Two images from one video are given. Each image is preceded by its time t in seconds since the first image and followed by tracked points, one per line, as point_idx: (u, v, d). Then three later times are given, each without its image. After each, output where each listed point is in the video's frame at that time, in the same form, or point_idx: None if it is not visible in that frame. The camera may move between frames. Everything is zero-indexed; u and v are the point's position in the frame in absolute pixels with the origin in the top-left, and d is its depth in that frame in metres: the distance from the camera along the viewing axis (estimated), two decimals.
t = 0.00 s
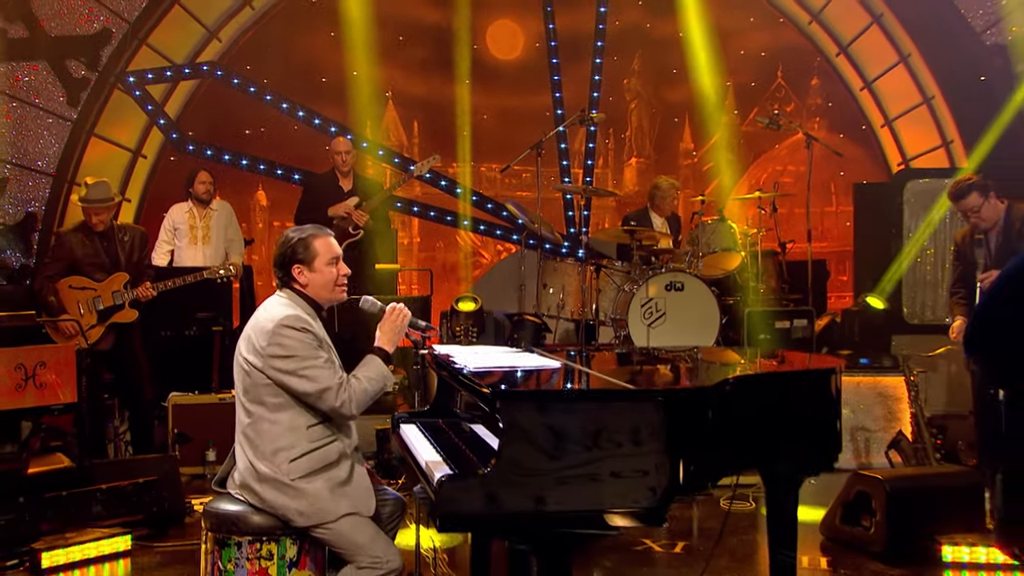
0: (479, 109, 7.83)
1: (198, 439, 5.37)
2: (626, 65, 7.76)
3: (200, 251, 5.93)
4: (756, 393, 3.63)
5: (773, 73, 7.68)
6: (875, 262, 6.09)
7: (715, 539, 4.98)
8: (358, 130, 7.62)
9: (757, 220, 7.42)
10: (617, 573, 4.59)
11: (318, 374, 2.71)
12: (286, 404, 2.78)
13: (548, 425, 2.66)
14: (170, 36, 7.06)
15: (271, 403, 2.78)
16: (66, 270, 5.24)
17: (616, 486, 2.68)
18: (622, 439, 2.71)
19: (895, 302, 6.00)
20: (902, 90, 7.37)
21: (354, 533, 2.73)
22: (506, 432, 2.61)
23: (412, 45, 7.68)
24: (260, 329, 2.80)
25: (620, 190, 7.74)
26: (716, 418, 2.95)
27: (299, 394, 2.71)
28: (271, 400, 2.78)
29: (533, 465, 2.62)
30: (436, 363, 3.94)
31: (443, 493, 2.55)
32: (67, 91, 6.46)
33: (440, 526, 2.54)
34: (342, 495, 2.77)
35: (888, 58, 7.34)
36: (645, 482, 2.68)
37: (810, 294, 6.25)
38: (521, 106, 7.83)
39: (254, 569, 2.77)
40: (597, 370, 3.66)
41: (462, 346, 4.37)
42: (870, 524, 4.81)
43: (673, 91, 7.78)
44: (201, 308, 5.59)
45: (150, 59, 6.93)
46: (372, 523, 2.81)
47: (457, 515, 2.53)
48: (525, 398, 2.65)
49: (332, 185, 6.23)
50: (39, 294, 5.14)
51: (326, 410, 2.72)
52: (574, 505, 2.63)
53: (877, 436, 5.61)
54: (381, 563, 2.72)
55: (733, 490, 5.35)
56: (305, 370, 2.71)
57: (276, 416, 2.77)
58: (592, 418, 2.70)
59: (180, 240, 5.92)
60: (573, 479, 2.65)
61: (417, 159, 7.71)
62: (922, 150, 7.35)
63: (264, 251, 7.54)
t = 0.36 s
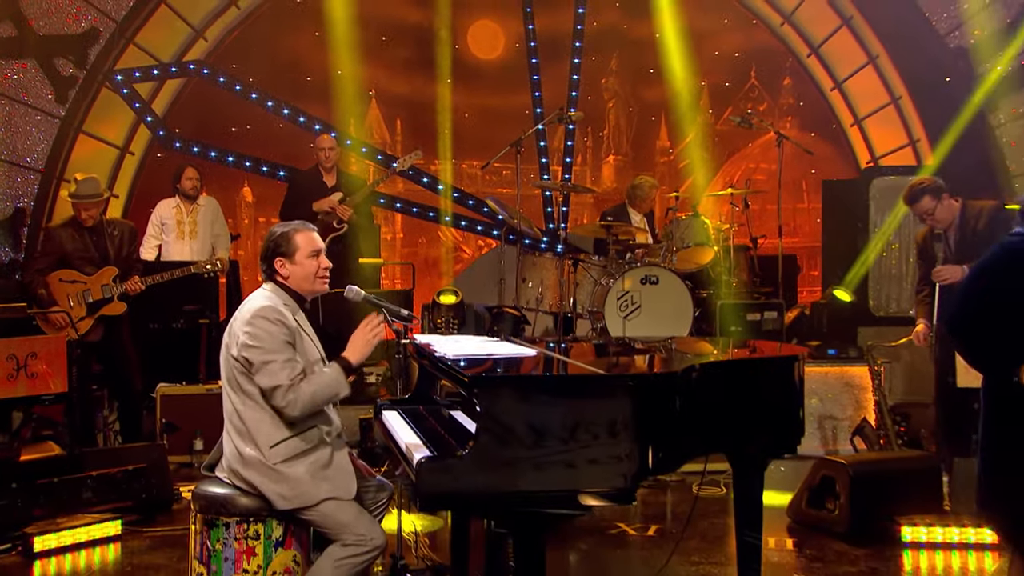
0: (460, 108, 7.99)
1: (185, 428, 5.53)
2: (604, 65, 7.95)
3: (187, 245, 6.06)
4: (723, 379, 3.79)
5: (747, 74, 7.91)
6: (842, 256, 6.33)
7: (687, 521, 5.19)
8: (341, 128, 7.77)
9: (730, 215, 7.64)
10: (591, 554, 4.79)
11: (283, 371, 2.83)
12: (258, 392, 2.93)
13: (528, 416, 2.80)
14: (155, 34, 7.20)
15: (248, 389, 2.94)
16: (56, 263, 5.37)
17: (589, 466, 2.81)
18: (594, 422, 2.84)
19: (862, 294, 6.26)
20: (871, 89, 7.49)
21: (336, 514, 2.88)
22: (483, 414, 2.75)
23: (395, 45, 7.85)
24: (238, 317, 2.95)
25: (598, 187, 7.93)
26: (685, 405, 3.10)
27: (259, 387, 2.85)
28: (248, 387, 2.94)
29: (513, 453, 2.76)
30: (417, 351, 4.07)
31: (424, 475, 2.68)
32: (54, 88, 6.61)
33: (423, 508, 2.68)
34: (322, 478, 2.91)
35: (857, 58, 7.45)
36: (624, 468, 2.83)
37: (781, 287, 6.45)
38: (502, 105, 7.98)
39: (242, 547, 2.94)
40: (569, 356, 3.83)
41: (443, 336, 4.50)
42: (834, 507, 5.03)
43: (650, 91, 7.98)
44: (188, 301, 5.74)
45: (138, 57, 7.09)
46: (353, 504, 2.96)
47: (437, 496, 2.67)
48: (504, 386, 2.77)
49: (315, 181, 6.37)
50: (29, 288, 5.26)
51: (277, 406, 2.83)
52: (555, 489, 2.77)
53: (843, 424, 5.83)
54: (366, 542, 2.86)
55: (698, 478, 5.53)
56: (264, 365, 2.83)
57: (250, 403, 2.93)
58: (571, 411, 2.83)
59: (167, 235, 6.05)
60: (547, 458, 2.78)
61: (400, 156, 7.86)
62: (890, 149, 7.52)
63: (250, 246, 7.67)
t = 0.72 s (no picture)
0: (444, 104, 8.15)
1: (176, 415, 5.69)
2: (584, 62, 8.13)
3: (177, 238, 6.20)
4: (694, 366, 3.95)
5: (724, 71, 8.11)
6: (815, 248, 6.53)
7: (661, 503, 5.39)
8: (328, 124, 7.91)
9: (705, 208, 7.86)
10: (569, 535, 4.98)
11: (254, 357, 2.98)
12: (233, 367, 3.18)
13: (509, 400, 2.93)
14: (146, 31, 7.35)
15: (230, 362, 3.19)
16: (50, 255, 5.57)
17: (566, 445, 2.96)
18: (572, 402, 2.98)
19: (833, 286, 6.44)
20: (843, 86, 7.76)
21: (315, 487, 3.05)
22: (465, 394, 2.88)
23: (380, 42, 8.01)
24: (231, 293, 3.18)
25: (579, 181, 8.11)
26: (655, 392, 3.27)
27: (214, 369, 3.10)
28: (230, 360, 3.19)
29: (496, 436, 2.89)
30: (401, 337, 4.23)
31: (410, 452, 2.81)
32: (45, 84, 6.70)
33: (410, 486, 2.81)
34: (301, 452, 3.08)
35: (831, 57, 7.73)
36: (601, 453, 2.99)
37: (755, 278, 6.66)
38: (484, 101, 8.16)
39: (232, 525, 3.10)
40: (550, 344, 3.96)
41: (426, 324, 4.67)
42: (803, 488, 5.24)
43: (629, 87, 8.16)
44: (178, 292, 5.85)
45: (127, 54, 7.24)
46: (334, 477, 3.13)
47: (422, 473, 2.81)
48: (486, 372, 2.90)
49: (302, 175, 6.53)
50: (22, 277, 5.46)
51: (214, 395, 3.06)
52: (534, 469, 2.91)
53: (814, 410, 6.04)
54: (343, 512, 3.02)
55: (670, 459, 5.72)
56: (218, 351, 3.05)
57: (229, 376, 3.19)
58: (551, 397, 2.96)
59: (157, 228, 6.19)
60: (525, 437, 2.93)
61: (384, 150, 8.01)
62: (862, 144, 7.79)
63: (238, 239, 7.81)
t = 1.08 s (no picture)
0: (429, 101, 8.32)
1: (167, 404, 5.85)
2: (566, 60, 8.33)
3: (167, 231, 6.36)
4: (666, 353, 4.16)
5: (701, 69, 8.35)
6: (787, 241, 6.77)
7: (637, 485, 5.60)
8: (314, 120, 8.08)
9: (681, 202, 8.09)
10: (548, 516, 5.18)
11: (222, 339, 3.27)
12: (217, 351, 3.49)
13: (491, 390, 3.13)
14: (138, 28, 7.53)
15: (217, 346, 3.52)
16: (45, 247, 5.68)
17: (539, 425, 3.18)
18: (543, 385, 3.20)
19: (803, 277, 6.69)
20: (816, 84, 7.98)
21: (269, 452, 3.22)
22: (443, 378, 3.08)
23: (366, 40, 8.18)
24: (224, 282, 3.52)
25: (560, 176, 8.34)
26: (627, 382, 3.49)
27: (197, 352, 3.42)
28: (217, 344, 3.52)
29: (478, 422, 3.11)
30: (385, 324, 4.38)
31: (396, 436, 3.01)
32: (37, 80, 6.93)
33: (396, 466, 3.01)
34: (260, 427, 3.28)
35: (804, 56, 7.97)
36: (574, 437, 3.22)
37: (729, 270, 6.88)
38: (468, 98, 8.34)
39: (223, 504, 3.29)
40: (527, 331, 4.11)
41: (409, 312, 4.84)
42: (772, 471, 5.46)
43: (609, 85, 8.37)
44: (168, 284, 6.01)
45: (119, 52, 7.41)
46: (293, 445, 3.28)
47: (404, 453, 3.01)
48: (469, 362, 3.10)
49: (288, 170, 6.70)
50: (17, 269, 5.58)
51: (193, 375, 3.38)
52: (512, 454, 3.14)
53: (784, 397, 6.29)
54: (290, 471, 3.18)
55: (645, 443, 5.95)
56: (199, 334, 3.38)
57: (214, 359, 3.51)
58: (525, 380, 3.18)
59: (149, 221, 6.33)
60: (500, 417, 3.14)
61: (370, 146, 8.19)
62: (834, 141, 8.02)
63: (227, 233, 7.96)
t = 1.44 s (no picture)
0: (415, 99, 8.51)
1: (159, 393, 6.03)
2: (548, 60, 8.55)
3: (158, 225, 6.55)
4: (643, 342, 4.34)
5: (679, 69, 8.61)
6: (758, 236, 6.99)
7: (614, 470, 5.83)
8: (302, 118, 8.27)
9: (658, 198, 8.33)
10: (527, 500, 5.39)
11: (203, 324, 3.53)
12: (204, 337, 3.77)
13: (471, 375, 3.33)
14: (130, 27, 7.73)
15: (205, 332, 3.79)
16: (38, 241, 5.87)
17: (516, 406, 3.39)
18: (519, 369, 3.41)
19: (775, 271, 6.94)
20: (790, 84, 8.32)
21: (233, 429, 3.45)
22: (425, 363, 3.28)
23: (353, 40, 8.37)
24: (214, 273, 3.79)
25: (542, 173, 8.58)
26: (602, 369, 3.73)
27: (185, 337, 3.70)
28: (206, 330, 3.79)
29: (460, 409, 3.30)
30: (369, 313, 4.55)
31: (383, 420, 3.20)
32: (31, 79, 7.05)
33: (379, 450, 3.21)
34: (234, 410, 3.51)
35: (777, 57, 8.28)
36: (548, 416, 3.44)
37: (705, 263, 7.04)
38: (452, 96, 8.54)
39: (214, 485, 3.46)
40: (510, 320, 4.22)
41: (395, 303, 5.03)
42: (743, 456, 5.69)
43: (590, 84, 8.60)
44: (159, 278, 6.20)
45: (110, 50, 7.61)
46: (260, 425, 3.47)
47: (389, 433, 3.20)
48: (454, 351, 3.31)
49: (277, 166, 6.88)
50: (13, 262, 5.73)
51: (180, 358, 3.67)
52: (491, 439, 3.31)
53: (756, 385, 6.55)
54: (241, 446, 3.38)
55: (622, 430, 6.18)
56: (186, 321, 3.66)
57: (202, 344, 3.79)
58: (502, 364, 3.39)
59: (140, 216, 6.53)
60: (479, 400, 3.34)
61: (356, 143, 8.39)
62: (807, 140, 8.34)
63: (217, 228, 8.13)
